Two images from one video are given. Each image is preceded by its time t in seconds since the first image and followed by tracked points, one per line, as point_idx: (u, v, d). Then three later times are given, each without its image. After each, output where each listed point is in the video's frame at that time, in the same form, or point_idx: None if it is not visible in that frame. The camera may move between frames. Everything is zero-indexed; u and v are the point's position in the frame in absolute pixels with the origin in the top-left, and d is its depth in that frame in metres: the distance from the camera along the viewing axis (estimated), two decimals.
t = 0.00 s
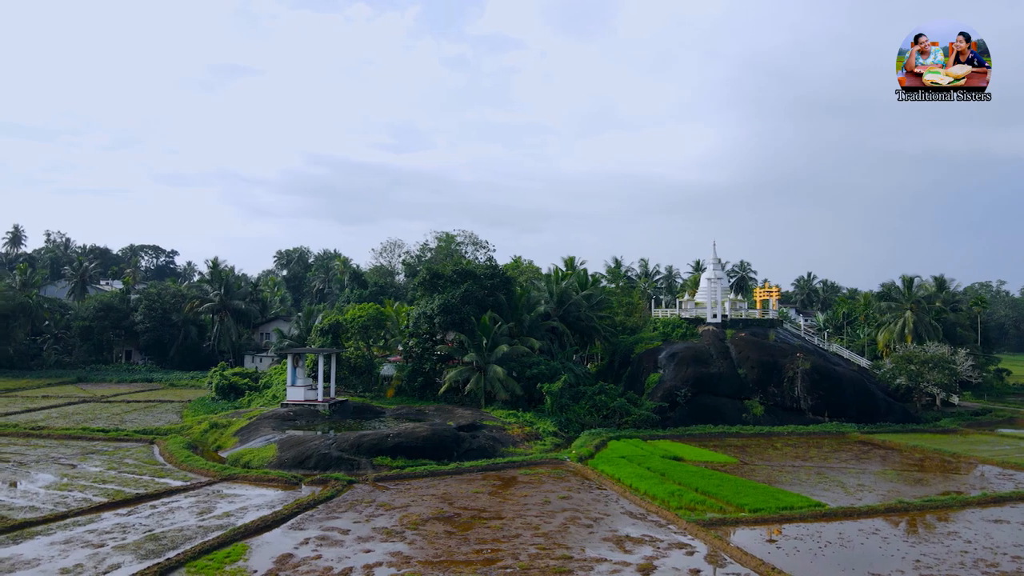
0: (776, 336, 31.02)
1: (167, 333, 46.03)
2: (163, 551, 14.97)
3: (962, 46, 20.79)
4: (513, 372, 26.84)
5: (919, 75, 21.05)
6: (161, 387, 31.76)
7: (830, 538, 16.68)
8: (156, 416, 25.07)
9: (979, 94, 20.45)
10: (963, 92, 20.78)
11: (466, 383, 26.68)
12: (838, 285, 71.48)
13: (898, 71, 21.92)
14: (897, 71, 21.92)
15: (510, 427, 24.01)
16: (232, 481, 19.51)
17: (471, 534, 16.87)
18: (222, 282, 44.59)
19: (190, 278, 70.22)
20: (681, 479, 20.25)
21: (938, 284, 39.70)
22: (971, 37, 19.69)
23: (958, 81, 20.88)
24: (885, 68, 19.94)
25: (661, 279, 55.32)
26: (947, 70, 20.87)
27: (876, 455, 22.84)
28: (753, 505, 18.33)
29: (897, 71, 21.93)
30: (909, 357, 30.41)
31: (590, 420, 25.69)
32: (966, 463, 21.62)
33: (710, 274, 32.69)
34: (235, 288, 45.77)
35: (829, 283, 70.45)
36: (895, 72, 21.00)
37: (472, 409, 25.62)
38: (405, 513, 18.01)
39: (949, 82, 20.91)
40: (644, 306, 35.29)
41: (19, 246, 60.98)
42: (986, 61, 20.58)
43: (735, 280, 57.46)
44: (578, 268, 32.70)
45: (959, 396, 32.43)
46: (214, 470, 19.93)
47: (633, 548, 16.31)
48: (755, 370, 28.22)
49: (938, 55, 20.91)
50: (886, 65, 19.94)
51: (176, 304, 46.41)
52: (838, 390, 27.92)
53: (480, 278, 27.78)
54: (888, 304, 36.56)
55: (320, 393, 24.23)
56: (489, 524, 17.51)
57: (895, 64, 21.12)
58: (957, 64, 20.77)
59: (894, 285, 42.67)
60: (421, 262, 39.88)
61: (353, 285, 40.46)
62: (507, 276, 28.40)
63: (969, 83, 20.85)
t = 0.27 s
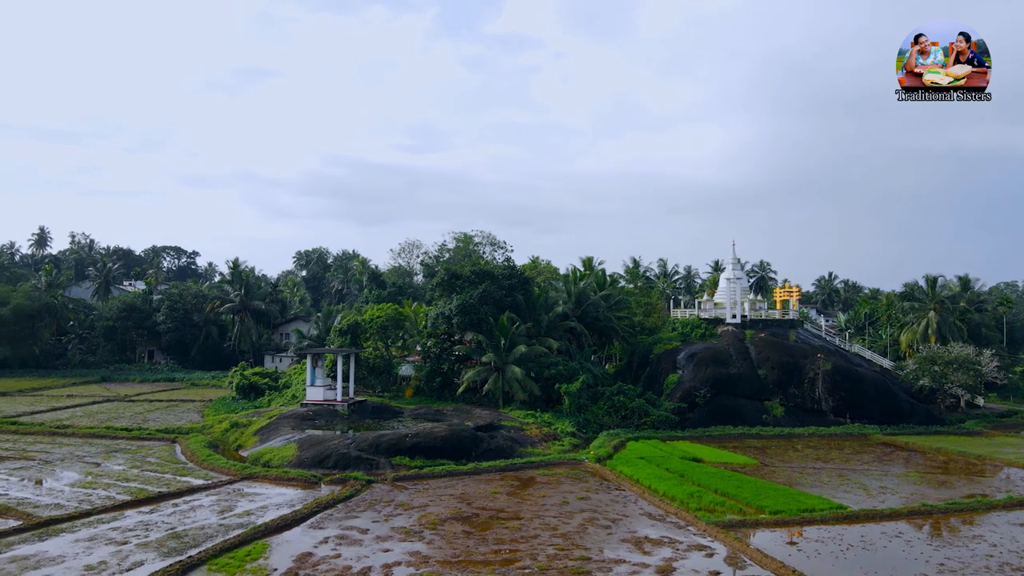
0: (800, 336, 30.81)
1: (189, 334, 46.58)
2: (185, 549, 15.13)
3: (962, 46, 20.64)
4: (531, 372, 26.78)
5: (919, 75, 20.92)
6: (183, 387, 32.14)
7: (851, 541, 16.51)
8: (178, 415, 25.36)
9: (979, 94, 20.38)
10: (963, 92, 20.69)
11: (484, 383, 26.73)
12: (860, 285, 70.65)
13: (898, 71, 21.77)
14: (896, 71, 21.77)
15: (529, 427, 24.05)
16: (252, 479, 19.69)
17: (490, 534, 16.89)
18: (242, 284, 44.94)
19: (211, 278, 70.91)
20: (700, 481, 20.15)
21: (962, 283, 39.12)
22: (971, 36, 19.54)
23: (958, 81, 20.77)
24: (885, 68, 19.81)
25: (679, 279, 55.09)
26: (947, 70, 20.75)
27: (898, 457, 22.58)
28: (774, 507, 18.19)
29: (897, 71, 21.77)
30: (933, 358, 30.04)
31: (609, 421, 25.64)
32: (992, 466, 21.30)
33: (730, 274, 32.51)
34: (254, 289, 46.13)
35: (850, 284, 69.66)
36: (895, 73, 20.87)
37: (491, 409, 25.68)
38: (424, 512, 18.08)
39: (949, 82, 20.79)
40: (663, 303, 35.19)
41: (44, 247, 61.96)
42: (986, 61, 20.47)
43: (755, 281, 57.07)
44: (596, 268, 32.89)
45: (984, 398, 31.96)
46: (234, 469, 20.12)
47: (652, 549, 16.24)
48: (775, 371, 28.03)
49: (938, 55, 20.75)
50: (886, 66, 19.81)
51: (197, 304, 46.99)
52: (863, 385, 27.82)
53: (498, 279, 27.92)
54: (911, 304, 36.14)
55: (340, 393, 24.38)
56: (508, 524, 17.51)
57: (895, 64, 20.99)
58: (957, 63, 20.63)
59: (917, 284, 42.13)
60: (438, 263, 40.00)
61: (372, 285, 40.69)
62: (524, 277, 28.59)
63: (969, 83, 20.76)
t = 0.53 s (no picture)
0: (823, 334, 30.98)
1: (210, 334, 47.11)
2: (208, 547, 15.31)
3: (962, 46, 20.84)
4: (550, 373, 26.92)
5: (919, 76, 21.17)
6: (205, 386, 32.54)
7: (875, 544, 16.32)
8: (201, 414, 25.66)
9: (978, 95, 20.60)
10: (962, 93, 20.97)
11: (503, 383, 26.81)
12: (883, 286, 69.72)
13: (898, 72, 22.06)
14: (896, 72, 22.05)
15: (548, 428, 24.05)
16: (273, 478, 19.86)
17: (510, 534, 16.89)
18: (263, 284, 45.34)
19: (233, 279, 71.61)
20: (720, 482, 20.03)
21: (989, 283, 38.50)
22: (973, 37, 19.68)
23: (958, 81, 20.99)
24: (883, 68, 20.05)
25: (699, 279, 54.78)
26: (947, 70, 20.96)
27: (923, 459, 22.28)
28: (795, 509, 18.02)
29: (897, 72, 22.06)
30: (959, 359, 29.64)
31: (628, 422, 25.51)
32: (1020, 469, 20.95)
33: (750, 274, 32.26)
34: (275, 289, 46.47)
35: (873, 284, 68.75)
36: (894, 73, 21.13)
37: (510, 409, 25.71)
38: (443, 512, 18.13)
39: (949, 83, 21.02)
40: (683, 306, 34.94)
41: (71, 249, 63.04)
42: (987, 62, 20.72)
43: (776, 281, 56.57)
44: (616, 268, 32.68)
45: (1012, 399, 31.44)
46: (256, 468, 20.31)
47: (672, 551, 16.17)
48: (797, 372, 27.83)
49: (938, 55, 20.97)
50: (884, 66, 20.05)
51: (220, 305, 47.73)
52: (890, 385, 27.76)
53: (517, 279, 27.88)
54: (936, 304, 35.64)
55: (359, 393, 24.52)
56: (527, 525, 17.51)
57: (895, 63, 21.27)
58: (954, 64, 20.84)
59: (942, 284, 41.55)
60: (457, 263, 40.07)
61: (391, 286, 40.91)
62: (543, 277, 28.54)
63: (969, 83, 21.01)
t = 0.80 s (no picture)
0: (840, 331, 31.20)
1: (227, 332, 47.43)
2: (230, 545, 15.51)
3: (958, 48, 24.19)
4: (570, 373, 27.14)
5: (918, 75, 23.97)
6: (228, 386, 32.85)
7: (899, 547, 16.11)
8: (224, 413, 25.91)
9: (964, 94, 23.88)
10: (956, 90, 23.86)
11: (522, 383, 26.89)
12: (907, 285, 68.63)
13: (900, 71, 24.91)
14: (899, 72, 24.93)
15: (567, 428, 24.07)
16: (294, 477, 20.02)
17: (529, 535, 16.88)
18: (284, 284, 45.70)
19: (253, 279, 72.12)
20: (741, 484, 19.89)
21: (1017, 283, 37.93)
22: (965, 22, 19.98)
23: (953, 80, 24.06)
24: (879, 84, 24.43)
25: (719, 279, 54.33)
26: (944, 71, 24.17)
27: (948, 462, 21.96)
28: (818, 512, 17.86)
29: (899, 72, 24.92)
30: (985, 359, 29.27)
31: (648, 422, 25.29)
32: None
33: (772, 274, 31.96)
34: (296, 289, 46.80)
35: (897, 283, 67.71)
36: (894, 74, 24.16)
37: (529, 409, 25.80)
38: (463, 512, 18.16)
39: (945, 82, 24.13)
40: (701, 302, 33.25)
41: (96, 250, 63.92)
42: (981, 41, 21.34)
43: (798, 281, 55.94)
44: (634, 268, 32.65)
45: None
46: (278, 468, 20.50)
47: (692, 552, 16.09)
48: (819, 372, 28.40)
49: (934, 58, 24.06)
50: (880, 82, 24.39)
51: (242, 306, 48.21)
52: (890, 388, 29.35)
53: (536, 279, 28.54)
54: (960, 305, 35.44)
55: (379, 393, 24.48)
56: (546, 525, 17.49)
57: (896, 65, 24.16)
58: (955, 64, 24.22)
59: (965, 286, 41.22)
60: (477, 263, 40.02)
61: (410, 286, 41.04)
62: (562, 277, 29.16)
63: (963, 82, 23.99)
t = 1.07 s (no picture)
0: (897, 326, 26.47)
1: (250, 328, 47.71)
2: (249, 543, 16.16)
3: (962, 46, 21.85)
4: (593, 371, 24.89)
5: (919, 75, 21.83)
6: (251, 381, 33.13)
7: (924, 551, 15.90)
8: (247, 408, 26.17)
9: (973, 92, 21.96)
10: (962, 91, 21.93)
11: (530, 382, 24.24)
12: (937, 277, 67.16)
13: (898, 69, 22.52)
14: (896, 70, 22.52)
15: (587, 428, 23.17)
16: (315, 476, 20.45)
17: (548, 535, 16.87)
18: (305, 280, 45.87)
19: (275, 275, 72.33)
20: (762, 484, 19.78)
21: None
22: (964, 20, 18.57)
23: (958, 80, 22.05)
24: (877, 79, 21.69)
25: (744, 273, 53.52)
26: (946, 70, 21.94)
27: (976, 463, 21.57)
28: (840, 514, 17.74)
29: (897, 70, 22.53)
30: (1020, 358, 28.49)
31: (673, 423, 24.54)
32: None
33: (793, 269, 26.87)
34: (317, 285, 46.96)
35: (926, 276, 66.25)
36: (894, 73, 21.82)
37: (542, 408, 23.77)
38: (482, 512, 18.22)
39: (949, 82, 22.04)
40: (722, 291, 25.60)
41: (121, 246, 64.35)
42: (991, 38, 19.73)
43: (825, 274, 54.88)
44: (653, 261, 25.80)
45: None
46: (298, 467, 20.81)
47: (712, 555, 16.12)
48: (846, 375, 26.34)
49: (938, 55, 21.81)
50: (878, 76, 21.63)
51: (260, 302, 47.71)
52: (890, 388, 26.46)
53: (554, 278, 24.42)
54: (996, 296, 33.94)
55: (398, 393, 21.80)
56: (565, 526, 17.49)
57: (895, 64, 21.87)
58: (956, 64, 21.91)
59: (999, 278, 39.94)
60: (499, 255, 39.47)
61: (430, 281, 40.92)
62: (582, 275, 24.42)
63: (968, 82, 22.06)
